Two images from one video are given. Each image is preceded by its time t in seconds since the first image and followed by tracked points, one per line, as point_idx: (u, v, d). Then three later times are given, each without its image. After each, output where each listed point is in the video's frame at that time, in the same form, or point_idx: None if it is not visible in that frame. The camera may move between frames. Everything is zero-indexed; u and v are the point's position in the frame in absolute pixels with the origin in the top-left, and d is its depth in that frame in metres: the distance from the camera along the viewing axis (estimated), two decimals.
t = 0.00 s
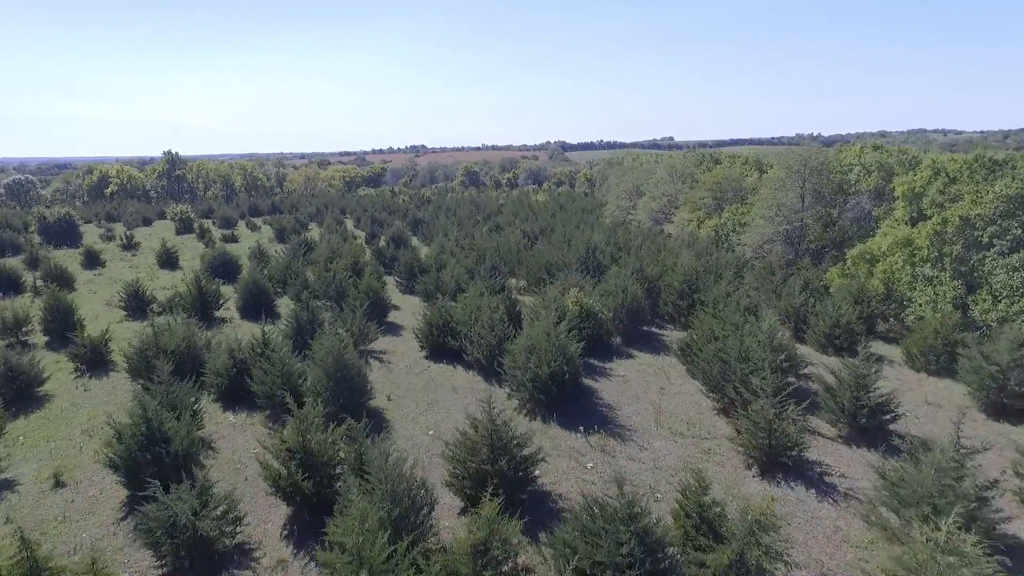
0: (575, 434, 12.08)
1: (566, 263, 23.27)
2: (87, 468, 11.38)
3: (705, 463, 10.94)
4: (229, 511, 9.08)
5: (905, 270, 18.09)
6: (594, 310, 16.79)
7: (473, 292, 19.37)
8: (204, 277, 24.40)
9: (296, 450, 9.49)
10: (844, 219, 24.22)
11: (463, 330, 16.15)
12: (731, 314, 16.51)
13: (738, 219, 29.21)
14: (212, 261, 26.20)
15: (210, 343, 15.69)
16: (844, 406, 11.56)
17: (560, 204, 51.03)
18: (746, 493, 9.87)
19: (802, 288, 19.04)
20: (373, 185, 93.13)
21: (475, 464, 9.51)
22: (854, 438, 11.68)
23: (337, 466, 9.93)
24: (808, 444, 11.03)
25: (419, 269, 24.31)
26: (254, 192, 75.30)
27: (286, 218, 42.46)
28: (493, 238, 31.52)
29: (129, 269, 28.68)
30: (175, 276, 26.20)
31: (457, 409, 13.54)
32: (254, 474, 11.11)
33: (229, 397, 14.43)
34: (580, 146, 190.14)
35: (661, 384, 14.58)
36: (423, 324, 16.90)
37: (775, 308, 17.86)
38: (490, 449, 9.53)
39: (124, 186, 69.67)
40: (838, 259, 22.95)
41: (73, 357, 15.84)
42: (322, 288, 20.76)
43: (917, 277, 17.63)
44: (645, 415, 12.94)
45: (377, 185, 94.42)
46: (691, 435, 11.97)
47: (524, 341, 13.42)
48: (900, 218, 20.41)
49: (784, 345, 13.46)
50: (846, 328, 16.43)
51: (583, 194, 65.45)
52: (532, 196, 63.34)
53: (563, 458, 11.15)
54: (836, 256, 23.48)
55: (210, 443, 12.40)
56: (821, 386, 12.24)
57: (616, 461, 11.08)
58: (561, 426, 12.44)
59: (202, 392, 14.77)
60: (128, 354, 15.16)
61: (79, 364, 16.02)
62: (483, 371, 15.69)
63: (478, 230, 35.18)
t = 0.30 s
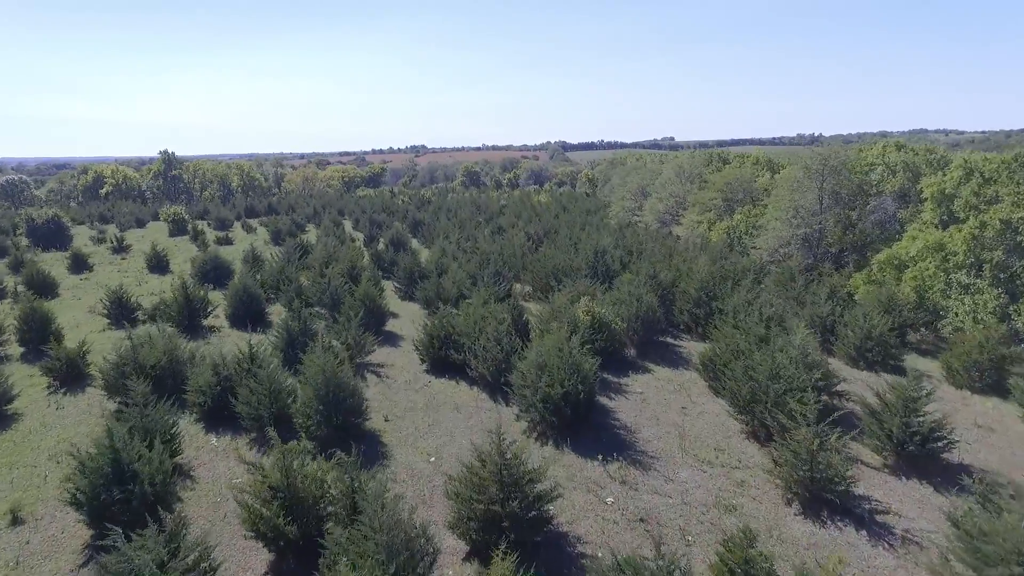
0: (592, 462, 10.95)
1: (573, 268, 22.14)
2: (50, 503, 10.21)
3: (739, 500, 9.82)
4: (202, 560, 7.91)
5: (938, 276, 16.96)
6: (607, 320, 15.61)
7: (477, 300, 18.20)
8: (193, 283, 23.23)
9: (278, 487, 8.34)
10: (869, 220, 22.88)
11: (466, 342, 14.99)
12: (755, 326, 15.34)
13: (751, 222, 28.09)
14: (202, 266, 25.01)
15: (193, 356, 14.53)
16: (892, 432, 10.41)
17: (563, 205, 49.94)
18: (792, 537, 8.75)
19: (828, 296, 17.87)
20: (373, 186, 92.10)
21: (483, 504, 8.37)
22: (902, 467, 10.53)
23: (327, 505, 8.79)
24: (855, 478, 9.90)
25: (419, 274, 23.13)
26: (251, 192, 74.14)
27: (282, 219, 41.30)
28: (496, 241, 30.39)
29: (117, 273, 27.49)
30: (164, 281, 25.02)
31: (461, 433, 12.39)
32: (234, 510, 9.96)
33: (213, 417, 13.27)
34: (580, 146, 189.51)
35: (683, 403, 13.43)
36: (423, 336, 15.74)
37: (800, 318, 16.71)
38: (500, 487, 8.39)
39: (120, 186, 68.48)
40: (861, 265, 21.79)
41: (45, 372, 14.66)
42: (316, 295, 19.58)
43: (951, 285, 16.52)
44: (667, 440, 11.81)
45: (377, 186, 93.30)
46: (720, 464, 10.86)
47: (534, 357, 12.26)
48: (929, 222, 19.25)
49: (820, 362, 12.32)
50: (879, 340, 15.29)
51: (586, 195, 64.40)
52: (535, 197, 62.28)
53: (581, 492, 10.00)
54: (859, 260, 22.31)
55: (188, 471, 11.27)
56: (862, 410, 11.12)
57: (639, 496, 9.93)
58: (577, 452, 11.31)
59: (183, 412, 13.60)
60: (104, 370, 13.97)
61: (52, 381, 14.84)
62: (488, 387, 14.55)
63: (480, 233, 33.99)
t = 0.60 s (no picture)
0: (613, 497, 9.83)
1: (582, 274, 21.05)
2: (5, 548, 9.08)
3: (781, 544, 8.71)
4: None
5: (975, 283, 15.83)
6: (623, 333, 14.47)
7: (482, 309, 17.06)
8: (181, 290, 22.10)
9: (258, 539, 7.22)
10: (896, 226, 21.60)
11: (471, 357, 13.86)
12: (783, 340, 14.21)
13: (765, 224, 27.00)
14: (193, 271, 23.88)
15: (175, 373, 13.39)
16: (950, 464, 9.27)
17: (567, 206, 48.92)
18: None
19: (856, 305, 16.74)
20: (372, 186, 91.17)
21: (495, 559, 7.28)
22: (961, 504, 9.40)
23: (316, 556, 7.66)
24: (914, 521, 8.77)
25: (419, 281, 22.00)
26: (249, 192, 73.08)
27: (279, 221, 40.23)
28: (499, 244, 29.29)
29: (104, 279, 26.37)
30: (152, 287, 23.90)
31: (467, 461, 11.26)
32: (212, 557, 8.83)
33: (194, 442, 12.13)
34: (581, 146, 188.49)
35: (708, 425, 12.30)
36: (424, 350, 14.61)
37: (828, 329, 15.59)
38: (513, 538, 7.27)
39: (115, 187, 67.40)
40: (886, 271, 20.67)
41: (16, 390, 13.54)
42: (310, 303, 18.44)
43: (991, 294, 15.39)
44: (694, 469, 10.69)
45: (377, 186, 92.44)
46: (756, 500, 9.74)
47: (547, 377, 11.12)
48: (961, 225, 18.12)
49: (861, 384, 11.23)
50: (916, 355, 14.17)
51: (589, 195, 63.42)
52: (537, 197, 61.25)
53: (603, 535, 8.86)
54: (883, 266, 21.19)
55: (162, 507, 10.13)
56: (913, 438, 10.01)
57: (668, 539, 8.81)
58: (595, 485, 10.20)
59: (162, 435, 12.46)
60: (76, 390, 12.82)
61: (23, 399, 13.71)
62: (495, 407, 13.42)
63: (483, 235, 32.88)
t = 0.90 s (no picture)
0: (637, 540, 8.77)
1: (590, 280, 19.97)
2: None
3: None
4: None
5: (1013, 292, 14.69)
6: (638, 348, 13.35)
7: (485, 320, 15.95)
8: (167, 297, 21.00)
9: None
10: (920, 231, 20.35)
11: (475, 375, 12.77)
12: (811, 356, 13.14)
13: (778, 227, 25.93)
14: (181, 277, 22.74)
15: (153, 392, 12.28)
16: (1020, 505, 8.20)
17: (569, 207, 47.87)
18: None
19: (885, 316, 15.65)
20: (370, 186, 90.21)
21: None
22: None
23: None
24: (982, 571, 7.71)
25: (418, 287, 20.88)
26: (245, 193, 72.01)
27: (273, 223, 39.15)
28: (501, 248, 28.24)
29: (89, 284, 25.26)
30: (138, 294, 22.80)
31: (471, 494, 10.18)
32: None
33: (170, 471, 11.03)
34: (580, 147, 187.78)
35: (736, 451, 11.22)
36: (423, 366, 13.52)
37: (859, 342, 14.51)
38: None
39: (109, 188, 66.17)
40: (911, 278, 19.57)
41: None
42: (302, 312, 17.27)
43: None
44: (725, 504, 9.64)
45: (376, 187, 91.48)
46: (798, 544, 8.67)
47: (559, 401, 10.02)
48: (995, 229, 17.02)
49: (906, 407, 10.13)
50: (957, 371, 13.06)
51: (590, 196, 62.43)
52: (538, 199, 60.19)
53: None
54: (907, 272, 20.08)
55: (129, 549, 9.04)
56: (973, 472, 8.95)
57: None
58: (616, 525, 9.13)
59: (136, 463, 11.36)
60: (42, 412, 11.72)
61: None
62: (501, 430, 12.34)
63: (484, 239, 31.77)
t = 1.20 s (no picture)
0: None
1: (598, 289, 18.88)
2: None
3: None
4: None
5: None
6: (655, 367, 12.28)
7: (488, 332, 14.86)
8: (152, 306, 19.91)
9: None
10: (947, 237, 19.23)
11: (477, 397, 11.69)
12: (843, 375, 12.07)
13: (792, 231, 24.87)
14: (167, 284, 21.63)
15: (124, 416, 11.18)
16: None
17: (571, 209, 46.78)
18: None
19: (918, 330, 14.57)
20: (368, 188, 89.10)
21: None
22: None
23: None
24: None
25: (416, 295, 19.80)
26: (242, 195, 70.90)
27: (268, 227, 38.04)
28: (502, 252, 27.16)
29: (73, 291, 24.15)
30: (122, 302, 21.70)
31: (473, 536, 9.10)
32: None
33: (139, 507, 9.93)
34: (580, 147, 186.52)
35: (767, 485, 10.15)
36: (421, 386, 12.44)
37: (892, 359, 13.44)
38: None
39: (103, 189, 65.03)
40: (938, 286, 18.47)
41: None
42: (292, 323, 16.19)
43: None
44: (760, 549, 8.58)
45: (374, 189, 90.40)
46: None
47: (573, 431, 8.95)
48: None
49: (960, 436, 9.08)
50: (1003, 393, 11.99)
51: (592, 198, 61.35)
52: (539, 200, 59.11)
53: None
54: (934, 280, 18.99)
55: None
56: None
57: None
58: None
59: (103, 497, 10.27)
60: None
61: None
62: (506, 458, 11.27)
63: (485, 242, 30.64)
